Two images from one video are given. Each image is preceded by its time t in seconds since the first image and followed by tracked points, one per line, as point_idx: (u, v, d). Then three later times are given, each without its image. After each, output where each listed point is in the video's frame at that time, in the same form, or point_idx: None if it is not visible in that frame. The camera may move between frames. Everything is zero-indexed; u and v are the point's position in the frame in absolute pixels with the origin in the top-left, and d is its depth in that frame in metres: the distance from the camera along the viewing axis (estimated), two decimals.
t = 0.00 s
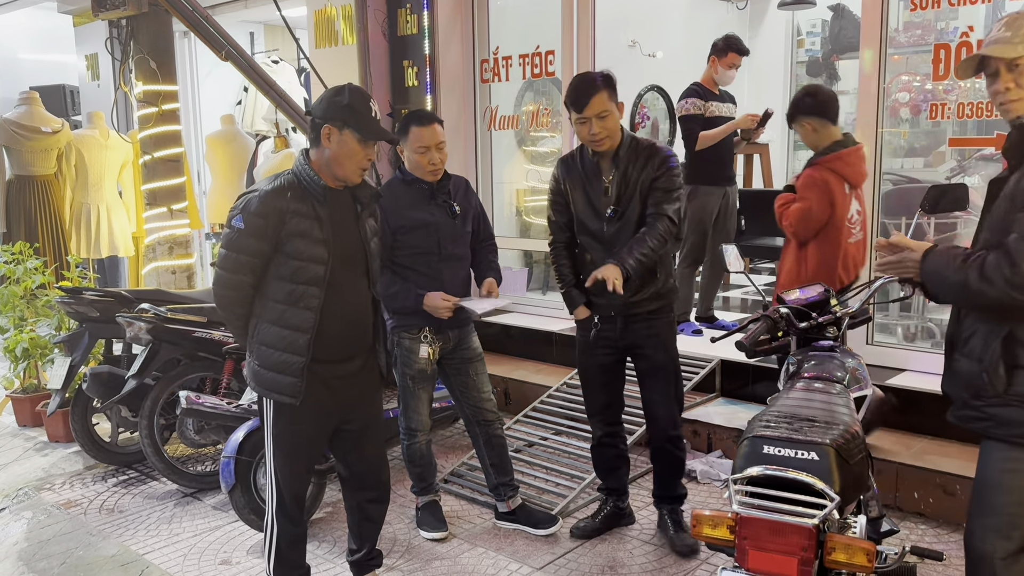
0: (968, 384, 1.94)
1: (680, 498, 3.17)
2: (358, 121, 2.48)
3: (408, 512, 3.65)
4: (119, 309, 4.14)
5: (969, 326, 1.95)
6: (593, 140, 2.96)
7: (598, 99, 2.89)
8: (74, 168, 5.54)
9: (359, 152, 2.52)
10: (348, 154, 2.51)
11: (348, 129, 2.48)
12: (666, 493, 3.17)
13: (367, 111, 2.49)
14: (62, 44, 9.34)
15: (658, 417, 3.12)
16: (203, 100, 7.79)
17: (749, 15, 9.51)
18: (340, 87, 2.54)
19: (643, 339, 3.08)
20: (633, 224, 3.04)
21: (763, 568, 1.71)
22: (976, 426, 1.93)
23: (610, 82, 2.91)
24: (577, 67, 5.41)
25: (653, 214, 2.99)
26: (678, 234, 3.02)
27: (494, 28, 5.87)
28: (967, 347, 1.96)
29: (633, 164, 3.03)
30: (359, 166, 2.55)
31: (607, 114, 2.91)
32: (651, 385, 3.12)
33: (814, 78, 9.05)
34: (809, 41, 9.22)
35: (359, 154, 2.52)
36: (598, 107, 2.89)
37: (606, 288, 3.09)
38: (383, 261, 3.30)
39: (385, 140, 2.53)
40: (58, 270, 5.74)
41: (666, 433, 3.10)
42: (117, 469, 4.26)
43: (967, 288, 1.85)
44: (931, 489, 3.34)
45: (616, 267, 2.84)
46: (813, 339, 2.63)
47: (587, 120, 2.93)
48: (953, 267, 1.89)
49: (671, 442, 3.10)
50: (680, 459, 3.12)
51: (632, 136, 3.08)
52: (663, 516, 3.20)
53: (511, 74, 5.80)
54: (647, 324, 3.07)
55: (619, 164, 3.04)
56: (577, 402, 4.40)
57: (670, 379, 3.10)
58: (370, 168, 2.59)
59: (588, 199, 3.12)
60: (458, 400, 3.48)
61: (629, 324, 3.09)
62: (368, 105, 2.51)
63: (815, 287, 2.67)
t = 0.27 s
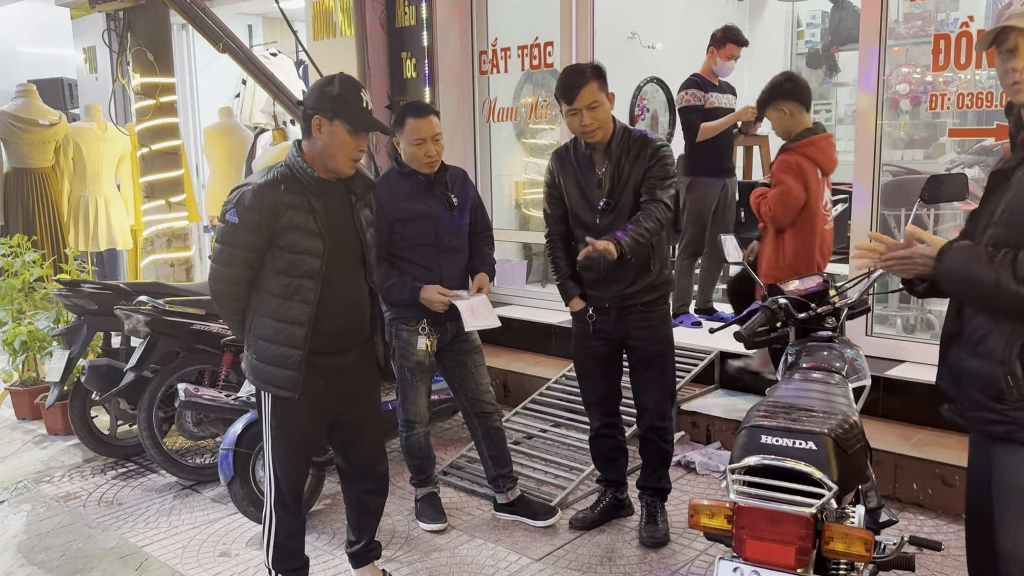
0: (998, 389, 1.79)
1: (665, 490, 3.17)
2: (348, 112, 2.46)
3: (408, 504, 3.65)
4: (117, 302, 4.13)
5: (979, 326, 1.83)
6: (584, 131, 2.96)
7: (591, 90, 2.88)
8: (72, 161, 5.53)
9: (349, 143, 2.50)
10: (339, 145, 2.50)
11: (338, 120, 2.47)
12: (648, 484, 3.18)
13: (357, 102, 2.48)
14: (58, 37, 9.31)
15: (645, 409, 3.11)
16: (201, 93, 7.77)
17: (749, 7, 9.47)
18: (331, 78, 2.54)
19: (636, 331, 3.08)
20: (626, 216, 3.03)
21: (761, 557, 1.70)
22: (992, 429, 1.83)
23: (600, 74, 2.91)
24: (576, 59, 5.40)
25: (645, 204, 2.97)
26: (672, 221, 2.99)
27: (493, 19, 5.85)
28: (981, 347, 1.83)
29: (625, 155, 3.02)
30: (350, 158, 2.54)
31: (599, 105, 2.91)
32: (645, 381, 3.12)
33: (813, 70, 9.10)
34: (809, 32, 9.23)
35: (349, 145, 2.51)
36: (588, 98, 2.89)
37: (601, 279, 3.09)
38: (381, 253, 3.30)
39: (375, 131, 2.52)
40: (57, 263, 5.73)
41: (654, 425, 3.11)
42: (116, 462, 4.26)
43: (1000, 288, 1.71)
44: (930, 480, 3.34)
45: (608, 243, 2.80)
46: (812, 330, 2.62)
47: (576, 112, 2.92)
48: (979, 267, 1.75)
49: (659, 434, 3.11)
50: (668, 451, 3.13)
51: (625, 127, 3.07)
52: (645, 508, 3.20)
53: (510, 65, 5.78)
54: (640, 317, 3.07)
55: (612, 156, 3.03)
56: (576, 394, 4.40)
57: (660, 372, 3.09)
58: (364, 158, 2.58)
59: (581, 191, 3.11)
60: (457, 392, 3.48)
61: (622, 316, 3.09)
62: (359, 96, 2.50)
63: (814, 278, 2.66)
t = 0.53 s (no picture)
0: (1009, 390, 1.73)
1: (664, 482, 3.17)
2: (340, 102, 2.45)
3: (408, 495, 3.65)
4: (117, 294, 4.13)
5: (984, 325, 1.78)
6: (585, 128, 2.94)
7: (591, 87, 2.86)
8: (70, 153, 5.52)
9: (342, 132, 2.49)
10: (332, 135, 2.49)
11: (330, 110, 2.46)
12: (648, 474, 3.18)
13: (349, 90, 2.46)
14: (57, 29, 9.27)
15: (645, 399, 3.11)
16: (200, 85, 7.75)
17: None
18: (323, 67, 2.53)
19: (635, 324, 3.07)
20: (627, 211, 3.02)
21: (761, 547, 1.71)
22: (1002, 433, 1.78)
23: (602, 69, 2.88)
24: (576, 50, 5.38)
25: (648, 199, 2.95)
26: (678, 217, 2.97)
27: (492, 10, 5.82)
28: (992, 350, 1.77)
29: (628, 148, 3.00)
30: (345, 147, 2.53)
31: (597, 102, 2.89)
32: (645, 372, 3.11)
33: (814, 60, 9.03)
34: (810, 23, 9.00)
35: (343, 134, 2.50)
36: (588, 94, 2.87)
37: (599, 272, 3.08)
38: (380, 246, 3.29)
39: (369, 119, 2.51)
40: (56, 256, 5.72)
41: (654, 416, 3.10)
42: (117, 454, 4.26)
43: None
44: (930, 470, 3.34)
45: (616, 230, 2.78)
46: (812, 320, 2.61)
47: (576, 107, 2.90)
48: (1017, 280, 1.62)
49: (659, 426, 3.10)
50: (668, 443, 3.12)
51: (628, 121, 3.04)
52: (644, 499, 3.20)
53: (510, 56, 5.76)
54: (639, 309, 3.05)
55: (613, 153, 3.01)
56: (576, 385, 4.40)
57: (660, 363, 3.09)
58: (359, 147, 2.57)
59: (583, 184, 3.11)
60: (456, 384, 3.48)
61: (621, 310, 3.08)
62: (352, 84, 2.48)
63: (815, 268, 2.65)
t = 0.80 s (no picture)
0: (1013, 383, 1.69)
1: (666, 472, 3.17)
2: (339, 89, 2.44)
3: (410, 485, 3.65)
4: (118, 285, 4.12)
5: (984, 321, 1.77)
6: (584, 103, 2.94)
7: (591, 62, 2.88)
8: (71, 144, 5.51)
9: (342, 120, 2.48)
10: (332, 123, 2.48)
11: (330, 97, 2.45)
12: (650, 464, 3.18)
13: (349, 78, 2.45)
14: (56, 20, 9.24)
15: (647, 389, 3.11)
16: (201, 76, 7.72)
17: None
18: (322, 55, 2.51)
19: (636, 314, 3.06)
20: (631, 199, 3.00)
21: (763, 534, 1.70)
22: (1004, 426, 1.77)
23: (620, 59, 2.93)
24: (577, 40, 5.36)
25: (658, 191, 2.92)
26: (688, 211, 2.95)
27: None
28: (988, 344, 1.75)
29: (635, 137, 2.98)
30: (345, 135, 2.52)
31: (592, 76, 2.88)
32: (646, 364, 3.10)
33: (817, 50, 8.93)
34: (812, 13, 8.87)
35: (343, 123, 2.48)
36: (587, 68, 2.88)
37: (601, 261, 3.08)
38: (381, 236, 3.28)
39: (368, 106, 2.49)
40: (56, 247, 5.72)
41: (655, 408, 3.10)
42: (119, 445, 4.27)
43: None
44: (932, 460, 3.33)
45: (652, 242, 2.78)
46: (814, 310, 2.61)
47: (578, 77, 2.91)
48: None
49: (661, 416, 3.10)
50: (670, 434, 3.12)
51: (636, 109, 3.02)
52: (646, 489, 3.20)
53: (511, 45, 5.74)
54: (640, 301, 3.04)
55: (617, 138, 2.99)
56: (578, 375, 4.40)
57: (663, 356, 3.08)
58: (359, 135, 2.55)
59: (587, 171, 3.09)
60: (458, 373, 3.47)
61: (622, 300, 3.07)
62: (351, 71, 2.47)
63: (817, 258, 2.65)
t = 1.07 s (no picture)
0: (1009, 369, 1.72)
1: (668, 463, 3.17)
2: (343, 78, 2.43)
3: (412, 475, 3.66)
4: (119, 276, 4.12)
5: (967, 301, 1.81)
6: (593, 86, 2.94)
7: (603, 45, 2.88)
8: (72, 135, 5.51)
9: (346, 109, 2.47)
10: (336, 113, 2.47)
11: (333, 87, 2.44)
12: (652, 455, 3.18)
13: (353, 66, 2.44)
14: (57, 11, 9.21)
15: (651, 381, 3.11)
16: (202, 66, 7.70)
17: None
18: (328, 44, 2.51)
19: (638, 306, 3.05)
20: (637, 188, 2.99)
21: (766, 523, 1.71)
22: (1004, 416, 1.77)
23: (631, 45, 2.92)
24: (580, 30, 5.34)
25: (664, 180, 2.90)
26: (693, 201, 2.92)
27: None
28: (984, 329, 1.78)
29: (643, 125, 2.97)
30: (348, 124, 2.51)
31: (603, 60, 2.89)
32: (648, 356, 3.10)
33: (819, 40, 8.90)
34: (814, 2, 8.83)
35: (347, 112, 2.48)
36: (602, 49, 2.88)
37: (603, 251, 3.09)
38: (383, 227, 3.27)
39: (372, 95, 2.48)
40: (58, 238, 5.71)
41: (658, 399, 3.11)
42: (122, 435, 4.28)
43: None
44: (934, 450, 3.33)
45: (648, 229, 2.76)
46: (817, 300, 2.60)
47: (587, 60, 2.91)
48: None
49: (663, 408, 3.11)
50: (672, 425, 3.13)
51: (646, 98, 3.01)
52: (647, 479, 3.21)
53: (513, 36, 5.72)
54: (643, 292, 3.03)
55: (624, 125, 2.99)
56: (580, 366, 4.40)
57: (665, 348, 3.08)
58: (363, 125, 2.54)
59: (594, 159, 3.09)
60: (460, 364, 3.47)
61: (625, 291, 3.07)
62: (355, 61, 2.46)
63: (820, 249, 2.64)
